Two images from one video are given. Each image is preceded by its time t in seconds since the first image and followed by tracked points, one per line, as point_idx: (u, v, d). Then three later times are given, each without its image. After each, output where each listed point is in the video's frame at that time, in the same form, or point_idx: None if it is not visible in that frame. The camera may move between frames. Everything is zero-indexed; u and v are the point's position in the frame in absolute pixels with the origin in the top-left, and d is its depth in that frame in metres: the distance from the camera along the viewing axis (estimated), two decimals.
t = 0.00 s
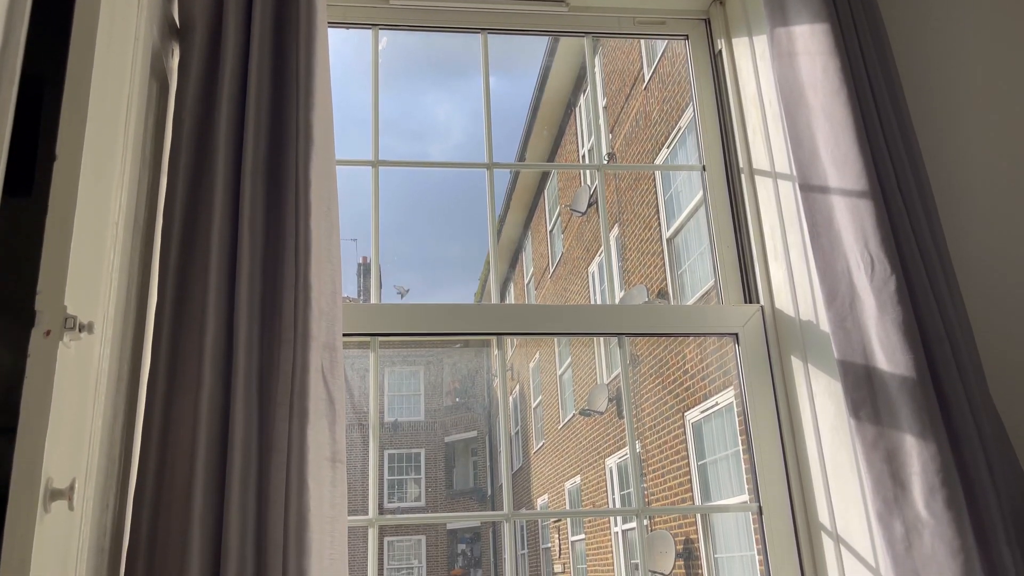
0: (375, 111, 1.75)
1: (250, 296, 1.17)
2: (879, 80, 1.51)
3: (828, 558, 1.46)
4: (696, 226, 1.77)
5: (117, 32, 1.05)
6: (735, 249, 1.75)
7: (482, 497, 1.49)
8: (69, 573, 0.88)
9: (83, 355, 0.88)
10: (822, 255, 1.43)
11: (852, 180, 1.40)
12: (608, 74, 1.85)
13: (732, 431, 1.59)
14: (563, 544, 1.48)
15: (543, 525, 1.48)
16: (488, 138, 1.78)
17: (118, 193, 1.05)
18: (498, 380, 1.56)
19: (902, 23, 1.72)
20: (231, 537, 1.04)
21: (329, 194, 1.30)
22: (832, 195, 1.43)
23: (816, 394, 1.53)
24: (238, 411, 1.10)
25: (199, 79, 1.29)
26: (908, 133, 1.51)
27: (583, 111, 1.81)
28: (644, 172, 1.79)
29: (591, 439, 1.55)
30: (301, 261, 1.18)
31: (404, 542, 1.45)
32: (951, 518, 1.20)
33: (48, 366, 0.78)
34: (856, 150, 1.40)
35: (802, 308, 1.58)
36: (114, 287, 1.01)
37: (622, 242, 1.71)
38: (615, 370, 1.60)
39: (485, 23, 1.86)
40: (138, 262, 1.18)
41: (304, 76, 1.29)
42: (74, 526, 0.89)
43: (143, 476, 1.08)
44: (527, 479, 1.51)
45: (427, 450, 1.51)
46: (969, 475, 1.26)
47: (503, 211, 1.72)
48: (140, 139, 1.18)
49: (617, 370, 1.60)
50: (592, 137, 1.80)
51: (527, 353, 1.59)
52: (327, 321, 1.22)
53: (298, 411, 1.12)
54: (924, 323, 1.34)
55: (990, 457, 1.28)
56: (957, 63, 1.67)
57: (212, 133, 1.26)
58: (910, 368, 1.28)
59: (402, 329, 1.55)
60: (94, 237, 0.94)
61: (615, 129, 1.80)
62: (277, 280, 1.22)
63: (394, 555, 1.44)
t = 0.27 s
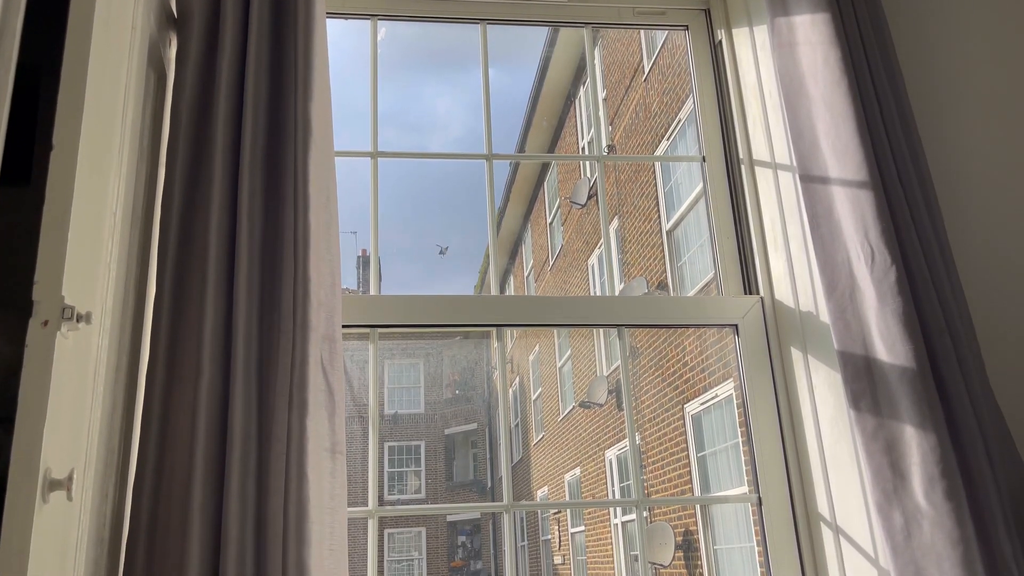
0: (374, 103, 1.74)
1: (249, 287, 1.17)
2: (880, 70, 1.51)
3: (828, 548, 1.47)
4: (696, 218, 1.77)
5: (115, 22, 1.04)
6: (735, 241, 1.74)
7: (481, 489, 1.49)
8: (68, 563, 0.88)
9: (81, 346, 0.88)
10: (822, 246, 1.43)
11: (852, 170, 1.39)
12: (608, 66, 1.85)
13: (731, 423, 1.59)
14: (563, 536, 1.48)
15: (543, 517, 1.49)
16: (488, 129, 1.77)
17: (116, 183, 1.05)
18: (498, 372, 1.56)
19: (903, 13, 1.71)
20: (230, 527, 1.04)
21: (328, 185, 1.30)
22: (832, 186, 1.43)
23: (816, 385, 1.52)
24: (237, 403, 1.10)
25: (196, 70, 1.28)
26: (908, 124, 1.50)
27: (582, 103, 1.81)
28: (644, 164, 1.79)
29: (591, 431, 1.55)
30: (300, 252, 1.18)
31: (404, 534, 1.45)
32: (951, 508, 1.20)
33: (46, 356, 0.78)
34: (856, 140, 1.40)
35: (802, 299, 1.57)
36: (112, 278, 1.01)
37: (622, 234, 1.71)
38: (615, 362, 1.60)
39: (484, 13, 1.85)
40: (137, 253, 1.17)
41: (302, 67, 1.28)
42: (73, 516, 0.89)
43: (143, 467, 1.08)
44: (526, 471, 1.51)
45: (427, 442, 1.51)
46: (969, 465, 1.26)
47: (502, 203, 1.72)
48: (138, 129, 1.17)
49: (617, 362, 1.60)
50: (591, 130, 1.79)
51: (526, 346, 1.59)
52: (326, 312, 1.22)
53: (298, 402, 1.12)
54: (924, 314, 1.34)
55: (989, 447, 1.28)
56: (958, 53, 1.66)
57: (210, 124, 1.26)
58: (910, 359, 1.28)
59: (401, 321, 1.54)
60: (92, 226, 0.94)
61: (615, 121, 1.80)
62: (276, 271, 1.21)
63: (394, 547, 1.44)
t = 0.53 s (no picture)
0: (373, 94, 1.74)
1: (247, 278, 1.17)
2: (880, 60, 1.50)
3: (827, 539, 1.47)
4: (696, 210, 1.76)
5: (111, 11, 1.04)
6: (734, 232, 1.74)
7: (481, 481, 1.49)
8: (67, 553, 0.88)
9: (78, 337, 0.88)
10: (822, 237, 1.42)
11: (852, 160, 1.39)
12: (607, 58, 1.84)
13: (730, 414, 1.59)
14: (562, 527, 1.48)
15: (543, 509, 1.49)
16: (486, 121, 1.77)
17: (113, 173, 1.04)
18: (498, 365, 1.56)
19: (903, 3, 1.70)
20: (229, 518, 1.04)
21: (327, 175, 1.29)
22: (832, 176, 1.43)
23: (815, 376, 1.52)
24: (236, 394, 1.10)
25: (194, 60, 1.28)
26: (908, 114, 1.50)
27: (582, 94, 1.80)
28: (643, 155, 1.78)
29: (590, 423, 1.55)
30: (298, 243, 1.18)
31: (404, 526, 1.45)
32: (950, 498, 1.20)
33: (44, 346, 0.78)
34: (856, 131, 1.39)
35: (802, 290, 1.57)
36: (109, 268, 1.01)
37: (622, 227, 1.70)
38: (614, 355, 1.59)
39: (483, 4, 1.84)
40: (135, 244, 1.17)
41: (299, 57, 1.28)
42: (71, 507, 0.88)
43: (141, 458, 1.08)
44: (526, 463, 1.51)
45: (427, 434, 1.51)
46: (968, 455, 1.26)
47: (501, 196, 1.71)
48: (135, 119, 1.17)
49: (616, 354, 1.59)
50: (591, 122, 1.78)
51: (526, 338, 1.58)
52: (324, 304, 1.22)
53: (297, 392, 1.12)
54: (924, 305, 1.33)
55: (989, 439, 1.28)
56: (958, 43, 1.66)
57: (207, 115, 1.25)
58: (909, 350, 1.28)
59: (401, 313, 1.54)
60: (89, 216, 0.93)
61: (615, 113, 1.79)
62: (274, 263, 1.21)
63: (394, 539, 1.44)
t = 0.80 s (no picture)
0: (371, 85, 1.73)
1: (245, 268, 1.16)
2: (879, 50, 1.50)
3: (825, 529, 1.47)
4: (695, 201, 1.76)
5: None
6: (734, 223, 1.74)
7: (481, 472, 1.49)
8: (64, 543, 0.88)
9: (74, 326, 0.88)
10: (821, 226, 1.42)
11: (852, 150, 1.39)
12: (607, 48, 1.83)
13: (729, 405, 1.59)
14: (562, 518, 1.49)
15: (542, 500, 1.49)
16: (485, 112, 1.76)
17: (109, 163, 1.04)
18: (497, 357, 1.56)
19: None
20: (227, 509, 1.04)
21: (324, 166, 1.29)
22: (831, 166, 1.42)
23: (814, 368, 1.52)
24: (234, 385, 1.09)
25: (190, 50, 1.27)
26: (908, 104, 1.50)
27: (581, 86, 1.80)
28: (643, 146, 1.77)
29: (590, 414, 1.56)
30: (296, 234, 1.18)
31: (403, 517, 1.45)
32: (948, 488, 1.20)
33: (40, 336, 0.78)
34: (856, 120, 1.39)
35: (800, 280, 1.57)
36: (105, 259, 1.01)
37: (621, 218, 1.70)
38: (614, 347, 1.59)
39: None
40: (131, 234, 1.17)
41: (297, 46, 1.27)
42: (68, 498, 0.88)
43: (139, 449, 1.08)
44: (525, 455, 1.51)
45: (426, 426, 1.51)
46: (966, 445, 1.26)
47: (500, 188, 1.70)
48: (130, 109, 1.16)
49: (615, 346, 1.59)
50: (590, 114, 1.78)
51: (525, 330, 1.58)
52: (322, 294, 1.21)
53: (295, 382, 1.12)
54: (923, 295, 1.33)
55: (987, 429, 1.28)
56: (958, 33, 1.65)
57: (204, 105, 1.25)
58: (908, 340, 1.28)
59: (400, 305, 1.54)
60: (85, 206, 0.93)
61: (614, 105, 1.79)
62: (271, 254, 1.21)
63: (394, 530, 1.44)
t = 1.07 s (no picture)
0: (368, 76, 1.72)
1: (242, 259, 1.16)
2: (880, 39, 1.49)
3: (823, 520, 1.47)
4: (695, 192, 1.75)
5: None
6: (733, 215, 1.73)
7: (480, 464, 1.49)
8: (61, 534, 0.88)
9: (69, 317, 0.87)
10: (820, 217, 1.42)
11: (851, 140, 1.38)
12: (606, 39, 1.82)
13: (728, 396, 1.59)
14: (561, 509, 1.49)
15: (541, 491, 1.49)
16: (483, 103, 1.75)
17: (104, 154, 1.03)
18: (496, 348, 1.56)
19: None
20: (225, 500, 1.04)
21: (321, 156, 1.28)
22: (831, 156, 1.42)
23: (813, 358, 1.52)
24: (231, 376, 1.09)
25: (186, 39, 1.26)
26: (908, 94, 1.49)
27: (580, 77, 1.79)
28: (641, 137, 1.77)
29: (588, 405, 1.56)
30: (293, 224, 1.18)
31: (403, 508, 1.45)
32: (946, 479, 1.20)
33: (36, 327, 0.77)
34: (856, 110, 1.38)
35: (800, 270, 1.57)
36: (100, 249, 1.00)
37: (619, 210, 1.70)
38: (612, 338, 1.59)
39: None
40: (127, 225, 1.16)
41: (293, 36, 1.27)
42: (65, 488, 0.88)
43: (137, 440, 1.08)
44: (524, 446, 1.50)
45: (425, 418, 1.50)
46: (965, 435, 1.26)
47: (499, 180, 1.70)
48: (126, 99, 1.16)
49: (614, 338, 1.59)
50: (589, 105, 1.77)
51: (524, 322, 1.58)
52: (319, 285, 1.21)
53: (293, 372, 1.13)
54: (923, 286, 1.33)
55: (987, 420, 1.28)
56: (958, 23, 1.65)
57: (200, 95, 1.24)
58: (907, 330, 1.27)
59: (397, 296, 1.53)
60: (80, 196, 0.93)
61: (613, 96, 1.78)
62: (269, 245, 1.20)
63: (394, 521, 1.44)
